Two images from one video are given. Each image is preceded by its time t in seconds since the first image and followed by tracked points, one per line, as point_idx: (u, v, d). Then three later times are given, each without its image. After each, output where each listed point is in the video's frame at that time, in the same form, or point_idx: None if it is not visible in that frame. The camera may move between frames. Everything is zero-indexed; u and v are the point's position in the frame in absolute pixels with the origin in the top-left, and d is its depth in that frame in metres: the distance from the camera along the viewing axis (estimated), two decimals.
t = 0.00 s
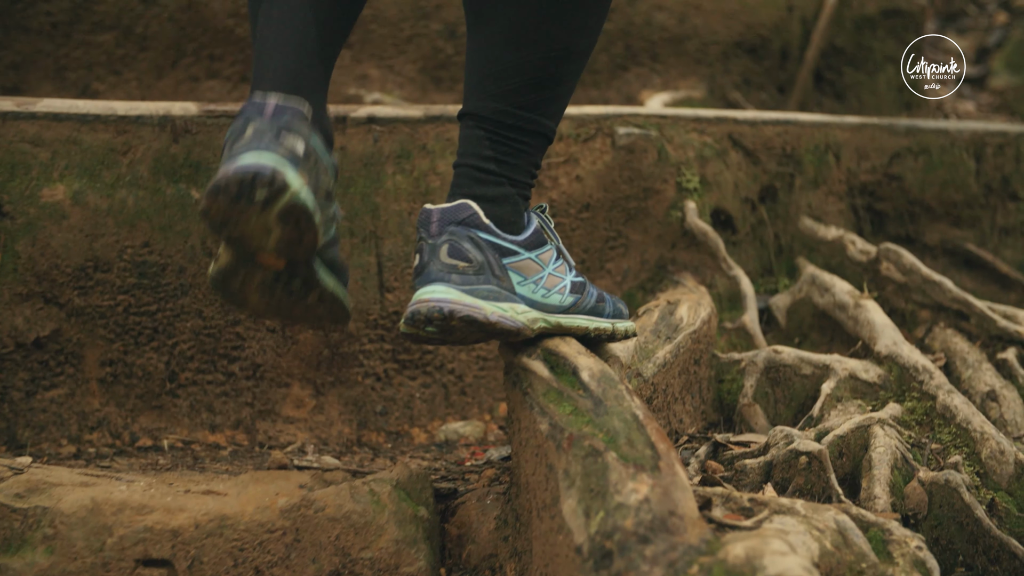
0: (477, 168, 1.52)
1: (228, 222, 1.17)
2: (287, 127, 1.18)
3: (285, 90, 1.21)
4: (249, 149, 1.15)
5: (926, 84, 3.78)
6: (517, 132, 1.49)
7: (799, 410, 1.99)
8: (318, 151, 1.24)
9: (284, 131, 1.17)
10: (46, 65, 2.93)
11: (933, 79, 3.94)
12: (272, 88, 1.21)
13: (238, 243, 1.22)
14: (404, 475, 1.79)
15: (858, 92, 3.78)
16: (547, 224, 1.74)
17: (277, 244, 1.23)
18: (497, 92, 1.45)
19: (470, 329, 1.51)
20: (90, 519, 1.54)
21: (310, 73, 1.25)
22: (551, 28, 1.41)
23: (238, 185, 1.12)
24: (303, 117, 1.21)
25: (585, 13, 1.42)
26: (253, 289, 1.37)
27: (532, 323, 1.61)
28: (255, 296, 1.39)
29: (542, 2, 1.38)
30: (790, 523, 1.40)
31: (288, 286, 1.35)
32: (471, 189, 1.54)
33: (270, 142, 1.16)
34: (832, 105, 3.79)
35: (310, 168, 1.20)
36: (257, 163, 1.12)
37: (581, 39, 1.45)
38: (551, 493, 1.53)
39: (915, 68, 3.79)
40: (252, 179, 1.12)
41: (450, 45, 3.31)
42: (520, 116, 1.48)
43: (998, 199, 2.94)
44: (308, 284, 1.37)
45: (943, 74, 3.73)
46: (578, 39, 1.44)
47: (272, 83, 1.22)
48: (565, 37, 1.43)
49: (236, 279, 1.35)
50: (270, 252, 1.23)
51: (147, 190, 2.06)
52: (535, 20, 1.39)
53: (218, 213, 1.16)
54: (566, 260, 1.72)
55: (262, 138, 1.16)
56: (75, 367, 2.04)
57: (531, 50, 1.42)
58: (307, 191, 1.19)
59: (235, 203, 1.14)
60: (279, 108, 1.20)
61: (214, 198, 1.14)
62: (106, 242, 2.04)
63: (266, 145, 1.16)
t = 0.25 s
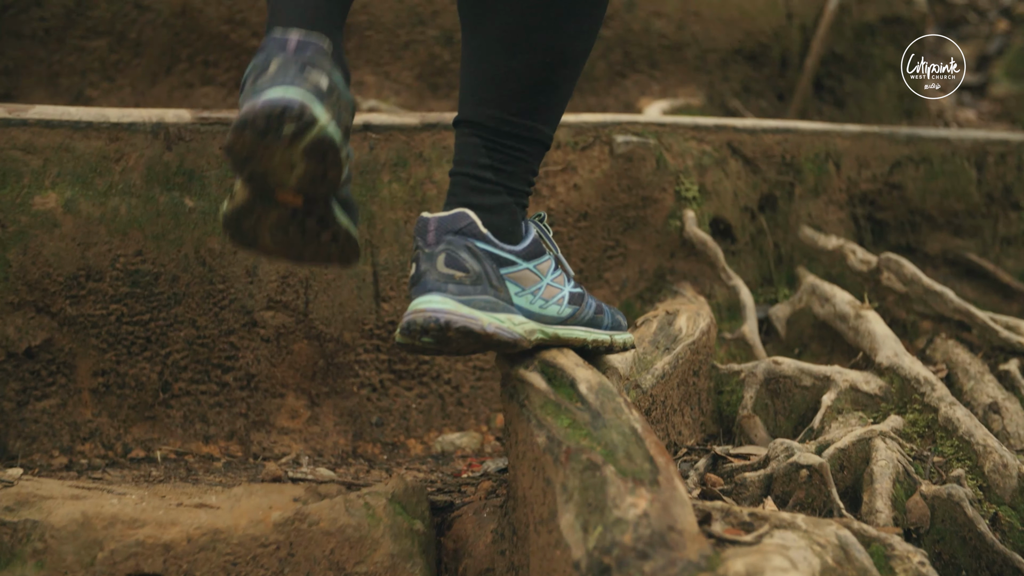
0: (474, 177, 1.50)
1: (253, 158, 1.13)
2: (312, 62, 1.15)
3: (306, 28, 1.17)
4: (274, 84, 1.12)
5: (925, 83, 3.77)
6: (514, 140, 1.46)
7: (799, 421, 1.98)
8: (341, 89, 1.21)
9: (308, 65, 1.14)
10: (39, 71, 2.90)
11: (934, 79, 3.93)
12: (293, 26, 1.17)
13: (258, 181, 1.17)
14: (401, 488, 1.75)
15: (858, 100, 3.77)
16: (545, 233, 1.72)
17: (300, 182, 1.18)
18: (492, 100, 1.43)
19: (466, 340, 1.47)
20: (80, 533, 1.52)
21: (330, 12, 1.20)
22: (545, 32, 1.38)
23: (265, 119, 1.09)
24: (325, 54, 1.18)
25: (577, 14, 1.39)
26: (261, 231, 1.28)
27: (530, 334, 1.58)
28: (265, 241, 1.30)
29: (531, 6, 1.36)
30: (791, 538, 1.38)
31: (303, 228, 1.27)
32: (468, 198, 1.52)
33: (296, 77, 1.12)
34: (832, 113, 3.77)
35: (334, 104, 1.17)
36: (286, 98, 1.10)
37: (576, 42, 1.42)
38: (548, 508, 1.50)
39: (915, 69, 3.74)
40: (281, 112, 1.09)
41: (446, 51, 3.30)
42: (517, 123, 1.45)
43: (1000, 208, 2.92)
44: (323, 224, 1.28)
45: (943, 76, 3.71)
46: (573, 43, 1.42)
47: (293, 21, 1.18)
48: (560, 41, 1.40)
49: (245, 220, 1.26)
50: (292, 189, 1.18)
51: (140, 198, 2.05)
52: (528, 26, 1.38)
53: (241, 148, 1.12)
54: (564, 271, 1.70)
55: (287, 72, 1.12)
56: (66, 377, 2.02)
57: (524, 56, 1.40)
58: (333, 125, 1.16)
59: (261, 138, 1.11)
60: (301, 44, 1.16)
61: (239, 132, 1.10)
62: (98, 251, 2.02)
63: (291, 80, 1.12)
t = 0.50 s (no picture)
0: (474, 186, 1.48)
1: (273, 97, 1.14)
2: (334, 5, 1.14)
3: None
4: (296, 25, 1.11)
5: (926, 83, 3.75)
6: (514, 147, 1.44)
7: (805, 432, 1.96)
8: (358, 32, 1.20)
9: (331, 8, 1.13)
10: (36, 78, 2.89)
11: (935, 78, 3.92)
12: None
13: (274, 119, 1.18)
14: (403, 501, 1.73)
15: (862, 105, 3.75)
16: (548, 243, 1.70)
17: (314, 124, 1.19)
18: (491, 106, 1.41)
19: (468, 353, 1.45)
20: (76, 547, 1.50)
21: None
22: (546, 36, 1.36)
23: (290, 62, 1.09)
24: None
25: (577, 19, 1.37)
26: (267, 171, 1.29)
27: (532, 345, 1.56)
28: (266, 176, 1.30)
29: (531, 11, 1.34)
30: (796, 552, 1.36)
31: (307, 167, 1.28)
32: (469, 208, 1.50)
33: (318, 19, 1.12)
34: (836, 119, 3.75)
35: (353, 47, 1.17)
36: (311, 39, 1.09)
37: (575, 47, 1.40)
38: (551, 521, 1.48)
39: (915, 68, 3.73)
40: (306, 56, 1.09)
41: (447, 57, 3.28)
42: (517, 130, 1.43)
43: (1005, 215, 2.91)
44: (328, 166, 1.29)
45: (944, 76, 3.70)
46: (572, 49, 1.40)
47: None
48: (559, 47, 1.38)
49: (252, 159, 1.26)
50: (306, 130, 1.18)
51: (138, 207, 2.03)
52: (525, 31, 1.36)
53: (262, 88, 1.12)
54: (567, 281, 1.69)
55: (310, 14, 1.12)
56: (63, 387, 2.00)
57: (523, 61, 1.38)
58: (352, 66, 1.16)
59: (284, 79, 1.11)
60: None
61: (262, 73, 1.10)
62: (95, 260, 2.00)
63: (314, 22, 1.12)
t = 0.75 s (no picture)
0: (473, 193, 1.45)
1: (284, 58, 1.41)
2: None
3: None
4: None
5: (926, 83, 3.74)
6: (513, 154, 1.42)
7: (805, 445, 1.94)
8: None
9: None
10: (30, 84, 2.87)
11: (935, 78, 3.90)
12: None
13: (282, 76, 1.47)
14: (399, 515, 1.71)
15: (863, 111, 3.73)
16: (546, 253, 1.68)
17: (319, 80, 1.48)
18: (490, 112, 1.39)
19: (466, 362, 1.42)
20: (67, 562, 1.47)
21: None
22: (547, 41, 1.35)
23: (302, 26, 1.32)
24: None
25: (577, 24, 1.36)
26: (274, 116, 1.68)
27: (531, 356, 1.53)
28: (271, 116, 1.66)
29: (531, 14, 1.33)
30: (798, 568, 1.34)
31: (306, 119, 1.66)
32: (467, 215, 1.47)
33: None
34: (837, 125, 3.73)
35: None
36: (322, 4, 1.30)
37: (576, 53, 1.38)
38: (549, 537, 1.46)
39: (915, 68, 3.72)
40: (319, 21, 1.31)
41: (445, 63, 3.26)
42: (515, 136, 1.41)
43: (1008, 224, 2.89)
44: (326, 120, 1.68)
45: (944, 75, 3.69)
46: (574, 56, 1.38)
47: None
48: (560, 53, 1.36)
49: (264, 105, 1.64)
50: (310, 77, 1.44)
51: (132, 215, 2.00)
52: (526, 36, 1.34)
53: (273, 48, 1.38)
54: (566, 292, 1.66)
55: None
56: (56, 397, 1.98)
57: (524, 67, 1.36)
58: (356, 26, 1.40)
59: (294, 42, 1.35)
60: None
61: (275, 34, 1.34)
62: (88, 269, 1.98)
63: None
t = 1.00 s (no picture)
0: (474, 205, 1.43)
1: (288, 61, 1.39)
2: None
3: None
4: None
5: (927, 83, 3.73)
6: (516, 166, 1.39)
7: (808, 465, 1.93)
8: None
9: None
10: (26, 89, 2.84)
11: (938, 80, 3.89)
12: None
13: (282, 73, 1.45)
14: (395, 531, 1.69)
15: (867, 122, 3.71)
16: (547, 267, 1.65)
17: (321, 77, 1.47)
18: (492, 124, 1.37)
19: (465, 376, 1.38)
20: None
21: None
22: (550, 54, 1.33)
23: (310, 35, 1.30)
24: None
25: (580, 39, 1.35)
26: (273, 95, 1.65)
27: (530, 371, 1.51)
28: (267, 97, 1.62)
29: (535, 26, 1.32)
30: None
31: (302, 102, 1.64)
32: (468, 228, 1.44)
33: None
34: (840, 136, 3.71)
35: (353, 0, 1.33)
36: (329, 14, 1.28)
37: (579, 65, 1.37)
38: (548, 558, 1.44)
39: (915, 69, 3.71)
40: (327, 32, 1.30)
41: (446, 72, 3.24)
42: (518, 147, 1.38)
43: (1014, 238, 2.87)
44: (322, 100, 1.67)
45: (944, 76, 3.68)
46: (576, 71, 1.37)
47: None
48: (563, 66, 1.35)
49: (264, 90, 1.61)
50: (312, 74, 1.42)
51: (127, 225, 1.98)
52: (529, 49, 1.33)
53: (279, 53, 1.36)
54: (566, 307, 1.64)
55: None
56: (49, 408, 1.96)
57: (526, 79, 1.34)
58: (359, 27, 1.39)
59: (301, 49, 1.34)
60: None
61: (282, 42, 1.32)
62: (83, 279, 1.96)
63: None
